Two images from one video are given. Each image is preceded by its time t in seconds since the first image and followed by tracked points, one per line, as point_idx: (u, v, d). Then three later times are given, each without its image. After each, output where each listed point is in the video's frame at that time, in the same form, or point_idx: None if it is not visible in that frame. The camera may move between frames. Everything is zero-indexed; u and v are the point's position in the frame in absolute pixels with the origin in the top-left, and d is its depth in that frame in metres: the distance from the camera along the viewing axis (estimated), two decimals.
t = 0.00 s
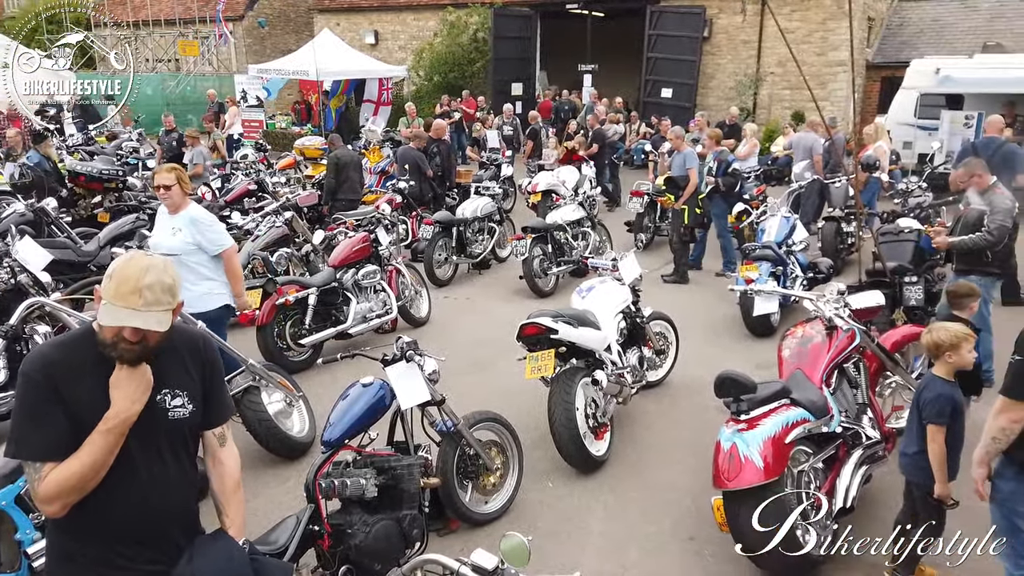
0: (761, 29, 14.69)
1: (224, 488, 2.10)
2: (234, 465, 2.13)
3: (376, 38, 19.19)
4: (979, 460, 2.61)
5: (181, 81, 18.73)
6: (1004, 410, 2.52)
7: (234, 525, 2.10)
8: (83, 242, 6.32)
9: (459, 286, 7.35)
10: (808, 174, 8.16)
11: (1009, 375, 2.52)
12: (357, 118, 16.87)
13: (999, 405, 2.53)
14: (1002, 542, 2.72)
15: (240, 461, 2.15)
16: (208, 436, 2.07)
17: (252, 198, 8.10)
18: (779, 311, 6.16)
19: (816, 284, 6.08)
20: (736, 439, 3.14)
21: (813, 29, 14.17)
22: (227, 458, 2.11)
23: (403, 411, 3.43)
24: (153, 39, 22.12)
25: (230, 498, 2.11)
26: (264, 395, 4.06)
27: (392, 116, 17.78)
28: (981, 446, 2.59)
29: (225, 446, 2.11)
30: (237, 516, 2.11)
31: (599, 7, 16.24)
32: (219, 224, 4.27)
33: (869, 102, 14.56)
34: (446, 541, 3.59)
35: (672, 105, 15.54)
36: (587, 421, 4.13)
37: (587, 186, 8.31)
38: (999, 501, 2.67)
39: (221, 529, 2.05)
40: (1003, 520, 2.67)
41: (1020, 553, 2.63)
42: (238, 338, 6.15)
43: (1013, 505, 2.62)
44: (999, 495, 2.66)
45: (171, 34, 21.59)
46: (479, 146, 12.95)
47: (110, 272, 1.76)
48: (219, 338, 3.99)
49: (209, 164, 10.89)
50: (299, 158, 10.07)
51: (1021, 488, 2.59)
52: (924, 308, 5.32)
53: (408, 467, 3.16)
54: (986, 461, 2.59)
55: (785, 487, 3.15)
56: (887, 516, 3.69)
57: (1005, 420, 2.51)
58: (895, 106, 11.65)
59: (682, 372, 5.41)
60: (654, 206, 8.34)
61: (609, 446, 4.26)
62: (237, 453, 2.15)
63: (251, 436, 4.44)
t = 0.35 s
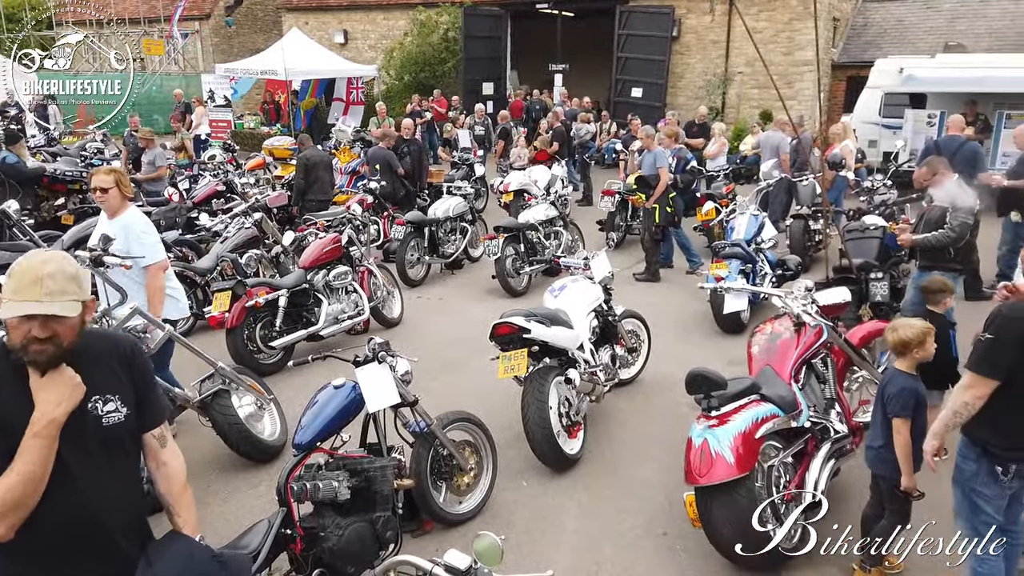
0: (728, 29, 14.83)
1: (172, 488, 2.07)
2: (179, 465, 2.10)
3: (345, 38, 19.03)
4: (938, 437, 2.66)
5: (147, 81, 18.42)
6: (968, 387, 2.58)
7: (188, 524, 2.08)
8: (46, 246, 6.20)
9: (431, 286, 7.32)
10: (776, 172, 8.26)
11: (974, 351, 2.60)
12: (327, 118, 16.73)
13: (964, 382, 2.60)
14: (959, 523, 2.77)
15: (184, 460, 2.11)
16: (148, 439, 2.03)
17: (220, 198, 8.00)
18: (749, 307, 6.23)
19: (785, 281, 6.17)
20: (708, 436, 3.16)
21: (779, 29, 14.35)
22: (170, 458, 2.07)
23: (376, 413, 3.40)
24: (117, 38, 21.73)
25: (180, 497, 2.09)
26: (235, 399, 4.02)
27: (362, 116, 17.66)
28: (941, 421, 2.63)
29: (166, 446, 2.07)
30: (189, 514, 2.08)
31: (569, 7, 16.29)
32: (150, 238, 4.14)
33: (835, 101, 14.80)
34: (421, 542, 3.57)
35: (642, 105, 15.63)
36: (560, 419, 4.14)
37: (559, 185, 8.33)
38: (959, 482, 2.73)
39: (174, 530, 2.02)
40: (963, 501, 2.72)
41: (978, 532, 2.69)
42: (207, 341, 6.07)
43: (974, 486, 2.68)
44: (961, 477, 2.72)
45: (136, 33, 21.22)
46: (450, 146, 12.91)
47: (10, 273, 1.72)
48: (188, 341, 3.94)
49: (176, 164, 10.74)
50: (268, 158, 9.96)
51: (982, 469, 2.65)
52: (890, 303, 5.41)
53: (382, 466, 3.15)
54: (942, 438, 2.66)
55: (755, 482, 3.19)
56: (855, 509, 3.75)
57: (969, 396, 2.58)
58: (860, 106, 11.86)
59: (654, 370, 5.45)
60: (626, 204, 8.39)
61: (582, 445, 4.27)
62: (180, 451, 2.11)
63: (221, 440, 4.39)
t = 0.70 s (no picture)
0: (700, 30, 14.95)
1: (57, 501, 1.91)
2: (62, 477, 1.94)
3: (317, 37, 18.88)
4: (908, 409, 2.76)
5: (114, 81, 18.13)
6: (939, 377, 2.62)
7: (79, 537, 1.92)
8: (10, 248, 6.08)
9: (405, 287, 7.29)
10: (747, 172, 8.33)
11: (949, 343, 2.62)
12: (300, 118, 16.59)
13: (936, 372, 2.63)
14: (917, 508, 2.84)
15: (66, 470, 1.96)
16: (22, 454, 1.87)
17: (190, 199, 7.90)
18: (721, 306, 6.29)
19: (757, 279, 6.23)
20: (682, 433, 3.19)
21: (749, 30, 14.51)
22: (51, 470, 1.91)
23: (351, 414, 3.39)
24: (83, 37, 21.36)
25: (69, 509, 1.93)
26: (206, 403, 3.97)
27: (335, 116, 17.54)
28: (913, 402, 2.71)
29: (45, 459, 1.91)
30: (80, 528, 1.93)
31: (542, 8, 16.32)
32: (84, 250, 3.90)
33: (804, 101, 14.98)
34: (398, 544, 3.55)
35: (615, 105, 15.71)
36: (535, 419, 4.14)
37: (533, 185, 8.33)
38: (922, 467, 2.79)
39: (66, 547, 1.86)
40: (923, 486, 2.79)
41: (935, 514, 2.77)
42: (178, 344, 5.99)
43: (937, 473, 2.75)
44: (926, 464, 2.78)
45: (103, 32, 20.88)
46: (424, 146, 12.87)
47: None
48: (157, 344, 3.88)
49: (145, 165, 10.59)
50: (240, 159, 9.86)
51: (947, 455, 2.72)
52: (859, 300, 5.49)
53: (358, 468, 3.13)
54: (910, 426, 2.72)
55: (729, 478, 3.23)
56: (827, 503, 3.81)
57: (940, 385, 2.62)
58: (829, 106, 12.02)
59: (629, 369, 5.48)
60: (600, 204, 8.42)
61: (557, 444, 4.28)
62: (61, 463, 1.96)
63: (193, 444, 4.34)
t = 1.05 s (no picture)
0: (670, 29, 15.05)
1: None
2: None
3: (286, 36, 18.67)
4: (878, 411, 2.80)
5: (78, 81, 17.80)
6: (908, 369, 2.67)
7: None
8: None
9: (378, 287, 7.23)
10: (717, 169, 8.37)
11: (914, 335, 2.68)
12: (269, 117, 16.40)
13: (904, 364, 2.68)
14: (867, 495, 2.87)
15: None
16: None
17: (157, 200, 7.77)
18: (694, 303, 6.32)
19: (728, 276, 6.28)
20: (656, 430, 3.20)
21: (719, 29, 14.63)
22: None
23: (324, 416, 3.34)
24: (45, 35, 20.92)
25: None
26: (175, 406, 3.90)
27: (306, 115, 17.37)
28: (885, 400, 2.74)
29: None
30: None
31: (513, 7, 16.29)
32: None
33: (773, 100, 15.14)
34: (373, 547, 3.51)
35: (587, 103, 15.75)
36: (510, 418, 4.13)
37: (506, 184, 8.30)
38: (880, 455, 2.82)
39: None
40: (878, 473, 2.82)
41: (886, 501, 2.81)
42: (146, 347, 5.88)
43: (896, 462, 2.77)
44: (885, 453, 2.81)
45: (66, 30, 20.47)
46: (396, 145, 12.80)
47: None
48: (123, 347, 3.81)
49: (110, 165, 10.40)
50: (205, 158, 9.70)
51: (909, 446, 2.75)
52: (829, 296, 5.55)
53: (331, 471, 3.09)
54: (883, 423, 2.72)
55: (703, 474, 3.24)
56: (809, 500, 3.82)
57: (909, 377, 2.66)
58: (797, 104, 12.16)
59: (603, 366, 5.49)
60: (573, 203, 8.43)
61: (533, 443, 4.27)
62: None
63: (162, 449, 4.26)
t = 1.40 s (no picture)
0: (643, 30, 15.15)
1: None
2: None
3: (258, 35, 18.49)
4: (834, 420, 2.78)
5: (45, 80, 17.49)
6: (852, 371, 2.67)
7: None
8: None
9: (353, 288, 7.19)
10: (691, 169, 8.43)
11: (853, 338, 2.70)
12: (242, 118, 16.25)
13: (847, 366, 2.69)
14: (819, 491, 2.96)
15: None
16: None
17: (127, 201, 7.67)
18: (668, 301, 6.37)
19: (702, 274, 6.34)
20: (631, 427, 3.22)
21: (691, 30, 14.75)
22: None
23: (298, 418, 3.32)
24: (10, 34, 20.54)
25: None
26: (146, 411, 3.86)
27: (279, 115, 17.23)
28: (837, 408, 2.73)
29: None
30: None
31: (487, 7, 16.31)
32: None
33: (746, 100, 15.30)
34: (351, 550, 3.49)
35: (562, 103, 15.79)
36: (487, 418, 4.13)
37: (482, 184, 8.29)
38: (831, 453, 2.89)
39: None
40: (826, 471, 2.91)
41: (836, 497, 2.88)
42: (116, 351, 5.80)
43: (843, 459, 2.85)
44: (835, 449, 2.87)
45: (31, 29, 20.10)
46: (371, 145, 12.75)
47: None
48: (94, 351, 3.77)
49: (79, 166, 10.25)
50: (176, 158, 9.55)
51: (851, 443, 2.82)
52: (800, 293, 5.63)
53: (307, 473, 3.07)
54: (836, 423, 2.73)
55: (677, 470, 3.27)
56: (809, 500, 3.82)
57: (855, 380, 2.67)
58: (769, 104, 12.30)
59: (579, 365, 5.51)
60: (548, 202, 8.46)
61: (510, 442, 4.28)
62: None
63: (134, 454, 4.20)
